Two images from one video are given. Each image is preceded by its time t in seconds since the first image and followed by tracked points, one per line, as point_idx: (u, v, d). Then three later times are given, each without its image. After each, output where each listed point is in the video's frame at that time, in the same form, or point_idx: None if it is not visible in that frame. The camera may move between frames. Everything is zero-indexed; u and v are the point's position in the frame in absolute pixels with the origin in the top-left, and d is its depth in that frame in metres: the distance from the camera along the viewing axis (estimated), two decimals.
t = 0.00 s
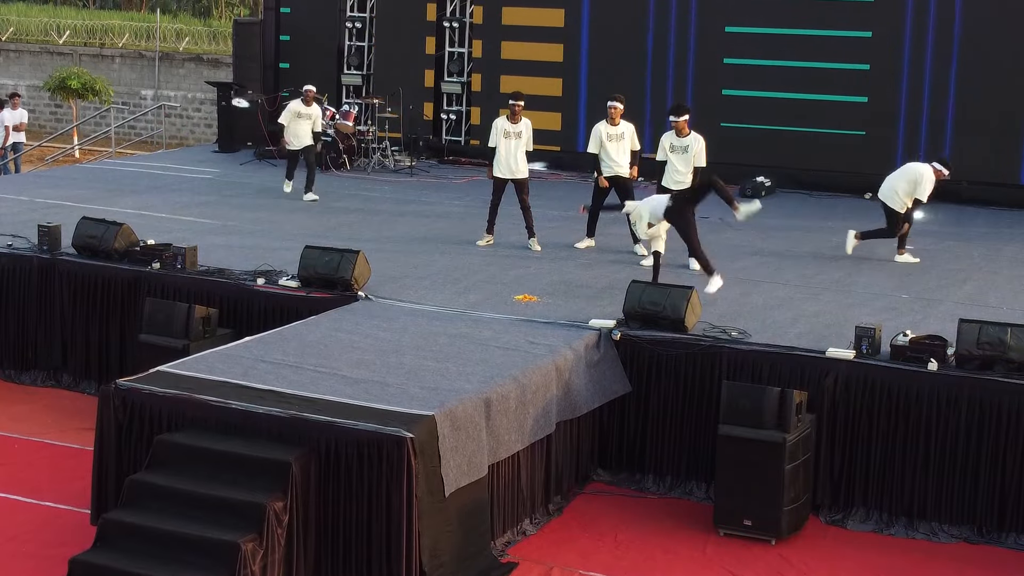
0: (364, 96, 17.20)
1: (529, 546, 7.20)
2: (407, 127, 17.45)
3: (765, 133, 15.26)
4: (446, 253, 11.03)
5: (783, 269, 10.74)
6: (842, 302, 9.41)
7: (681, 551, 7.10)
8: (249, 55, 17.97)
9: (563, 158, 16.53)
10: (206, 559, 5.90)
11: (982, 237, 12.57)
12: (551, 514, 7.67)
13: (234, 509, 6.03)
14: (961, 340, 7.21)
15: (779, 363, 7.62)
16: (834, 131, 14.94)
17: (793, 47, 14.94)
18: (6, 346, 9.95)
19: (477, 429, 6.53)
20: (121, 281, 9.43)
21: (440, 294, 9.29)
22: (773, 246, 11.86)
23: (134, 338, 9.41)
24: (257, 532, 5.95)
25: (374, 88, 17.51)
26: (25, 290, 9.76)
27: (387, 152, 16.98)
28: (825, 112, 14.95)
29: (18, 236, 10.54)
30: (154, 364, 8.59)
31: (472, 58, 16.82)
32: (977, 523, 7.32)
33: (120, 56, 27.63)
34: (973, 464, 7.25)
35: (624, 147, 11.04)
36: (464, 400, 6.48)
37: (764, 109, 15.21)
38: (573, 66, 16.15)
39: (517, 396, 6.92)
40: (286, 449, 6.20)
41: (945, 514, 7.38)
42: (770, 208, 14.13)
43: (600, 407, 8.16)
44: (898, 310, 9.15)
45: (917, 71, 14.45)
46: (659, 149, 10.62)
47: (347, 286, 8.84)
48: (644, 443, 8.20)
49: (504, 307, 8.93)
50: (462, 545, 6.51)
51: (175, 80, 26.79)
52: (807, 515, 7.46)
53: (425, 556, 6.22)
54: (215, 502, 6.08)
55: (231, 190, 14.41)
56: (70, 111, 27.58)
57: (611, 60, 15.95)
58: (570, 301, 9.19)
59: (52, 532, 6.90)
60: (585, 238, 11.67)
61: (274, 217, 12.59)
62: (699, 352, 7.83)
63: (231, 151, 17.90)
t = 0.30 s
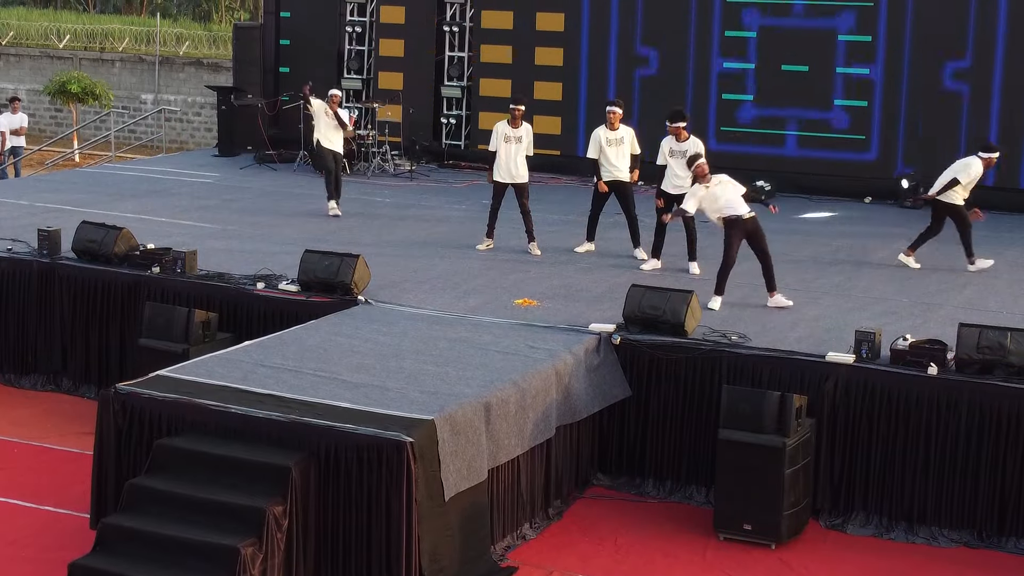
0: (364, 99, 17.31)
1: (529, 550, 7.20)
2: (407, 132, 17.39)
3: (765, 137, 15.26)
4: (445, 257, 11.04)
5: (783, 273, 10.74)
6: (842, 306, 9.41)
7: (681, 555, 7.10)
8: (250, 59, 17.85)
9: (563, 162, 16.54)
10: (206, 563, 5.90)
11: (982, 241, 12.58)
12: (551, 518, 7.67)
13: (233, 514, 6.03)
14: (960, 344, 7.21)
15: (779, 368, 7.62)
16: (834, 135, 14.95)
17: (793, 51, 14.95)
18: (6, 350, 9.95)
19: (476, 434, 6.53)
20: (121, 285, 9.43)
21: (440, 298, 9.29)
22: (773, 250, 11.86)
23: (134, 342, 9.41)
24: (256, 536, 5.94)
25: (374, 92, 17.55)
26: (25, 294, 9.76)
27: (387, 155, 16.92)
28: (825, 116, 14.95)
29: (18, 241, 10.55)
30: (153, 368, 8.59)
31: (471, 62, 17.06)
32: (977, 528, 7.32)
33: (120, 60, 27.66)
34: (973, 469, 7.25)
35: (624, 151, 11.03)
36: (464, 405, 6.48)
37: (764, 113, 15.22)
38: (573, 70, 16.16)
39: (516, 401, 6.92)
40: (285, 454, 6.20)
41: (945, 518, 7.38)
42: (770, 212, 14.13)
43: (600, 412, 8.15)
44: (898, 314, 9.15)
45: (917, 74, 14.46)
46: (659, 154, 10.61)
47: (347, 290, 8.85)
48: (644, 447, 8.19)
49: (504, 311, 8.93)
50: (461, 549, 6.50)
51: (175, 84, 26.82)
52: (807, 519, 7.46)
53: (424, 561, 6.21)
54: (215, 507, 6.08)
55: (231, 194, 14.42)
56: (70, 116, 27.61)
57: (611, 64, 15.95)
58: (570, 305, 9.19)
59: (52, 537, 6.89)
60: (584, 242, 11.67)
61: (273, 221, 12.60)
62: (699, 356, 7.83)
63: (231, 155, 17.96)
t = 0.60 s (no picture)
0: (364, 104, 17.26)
1: (529, 554, 7.20)
2: (404, 132, 17.34)
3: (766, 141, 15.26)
4: (446, 261, 11.04)
5: (783, 277, 10.74)
6: (842, 310, 9.41)
7: (681, 559, 7.09)
8: (248, 63, 17.98)
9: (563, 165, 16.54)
10: (206, 567, 5.90)
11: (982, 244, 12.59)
12: (551, 522, 7.67)
13: (233, 518, 6.02)
14: (960, 348, 7.21)
15: (779, 372, 7.61)
16: (834, 138, 14.95)
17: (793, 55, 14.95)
18: (6, 354, 9.95)
19: (476, 438, 6.53)
20: (121, 289, 9.43)
21: (440, 302, 9.29)
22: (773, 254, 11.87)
23: (134, 346, 9.41)
24: (256, 540, 5.94)
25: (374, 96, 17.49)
26: (25, 298, 9.76)
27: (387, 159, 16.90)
28: (825, 119, 14.95)
29: (18, 244, 10.55)
30: (154, 372, 8.60)
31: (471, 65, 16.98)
32: (977, 532, 7.31)
33: (120, 64, 27.69)
34: (974, 472, 7.24)
35: (623, 155, 11.02)
36: (464, 408, 6.48)
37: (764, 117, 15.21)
38: (573, 74, 16.16)
39: (516, 404, 6.92)
40: (285, 457, 6.20)
41: (945, 522, 7.37)
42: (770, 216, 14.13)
43: (600, 415, 8.15)
44: (898, 318, 9.15)
45: (917, 78, 14.46)
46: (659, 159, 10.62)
47: (347, 293, 8.84)
48: (644, 451, 8.19)
49: (504, 315, 8.93)
50: (461, 553, 6.50)
51: (175, 88, 26.85)
52: (807, 523, 7.45)
53: (424, 564, 6.20)
54: (215, 511, 6.08)
55: (232, 197, 14.43)
56: (70, 119, 27.62)
57: (612, 67, 15.95)
58: (570, 309, 9.19)
59: (52, 540, 6.89)
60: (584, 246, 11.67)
61: (274, 224, 12.60)
62: (699, 360, 7.83)
63: (231, 159, 17.98)
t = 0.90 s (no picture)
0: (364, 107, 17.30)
1: (529, 558, 7.19)
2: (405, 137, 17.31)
3: (766, 145, 15.26)
4: (446, 265, 11.05)
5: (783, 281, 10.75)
6: (842, 314, 9.41)
7: (681, 562, 7.09)
8: (249, 67, 17.91)
9: (563, 169, 16.55)
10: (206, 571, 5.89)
11: (981, 248, 12.60)
12: (551, 526, 7.66)
13: (233, 521, 6.02)
14: (960, 352, 7.22)
15: (779, 375, 7.61)
16: (834, 142, 14.94)
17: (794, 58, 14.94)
18: (6, 357, 9.95)
19: (476, 441, 6.52)
20: (121, 292, 9.43)
21: (439, 306, 9.30)
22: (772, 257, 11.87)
23: (133, 349, 9.41)
24: (256, 543, 5.94)
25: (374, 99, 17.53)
26: (25, 301, 9.77)
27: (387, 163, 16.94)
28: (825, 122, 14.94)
29: (18, 248, 10.54)
30: (154, 375, 8.59)
31: (472, 69, 17.01)
32: (977, 535, 7.31)
33: (120, 67, 27.72)
34: (974, 477, 7.24)
35: (623, 159, 11.03)
36: (463, 412, 6.48)
37: (764, 120, 15.21)
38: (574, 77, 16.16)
39: (516, 408, 6.91)
40: (285, 461, 6.19)
41: (945, 526, 7.37)
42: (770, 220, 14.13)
43: (600, 419, 8.15)
44: (898, 322, 9.15)
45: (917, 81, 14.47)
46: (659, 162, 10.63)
47: (347, 297, 8.84)
48: (644, 455, 8.18)
49: (503, 318, 8.93)
50: (461, 557, 6.49)
51: (175, 92, 26.88)
52: (807, 527, 7.45)
53: (424, 568, 6.20)
54: (215, 515, 6.08)
55: (232, 201, 14.44)
56: (71, 123, 27.64)
57: (612, 72, 15.95)
58: (570, 312, 9.20)
59: (52, 544, 6.89)
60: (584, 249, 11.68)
61: (274, 228, 12.61)
62: (699, 364, 7.83)
63: (231, 162, 17.90)
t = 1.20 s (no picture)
0: (364, 111, 17.28)
1: (529, 561, 7.19)
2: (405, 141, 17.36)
3: (766, 148, 15.27)
4: (445, 268, 11.05)
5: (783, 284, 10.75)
6: (842, 317, 9.41)
7: (681, 566, 7.08)
8: (249, 71, 17.75)
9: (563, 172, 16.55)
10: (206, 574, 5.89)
11: (981, 252, 12.60)
12: (551, 530, 7.66)
13: (233, 525, 6.02)
14: (960, 355, 7.21)
15: (779, 379, 7.61)
16: (834, 145, 14.94)
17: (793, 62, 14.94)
18: (6, 361, 9.95)
19: (476, 445, 6.52)
20: (120, 296, 9.44)
21: (439, 309, 9.30)
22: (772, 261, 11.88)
23: (133, 353, 9.41)
24: (255, 547, 5.94)
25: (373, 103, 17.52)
26: (25, 305, 9.77)
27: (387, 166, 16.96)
28: (824, 125, 14.92)
29: (17, 252, 10.54)
30: (153, 379, 8.59)
31: (472, 72, 17.05)
32: (977, 539, 7.30)
33: (121, 71, 27.71)
34: (973, 480, 7.24)
35: (622, 162, 11.04)
36: (463, 416, 6.47)
37: (764, 124, 15.21)
38: (573, 80, 16.15)
39: (516, 412, 6.91)
40: (285, 465, 6.19)
41: (945, 530, 7.37)
42: (770, 223, 14.14)
43: (600, 423, 8.15)
44: (898, 326, 9.15)
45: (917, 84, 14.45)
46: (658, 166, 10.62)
47: (347, 301, 8.86)
48: (643, 458, 8.18)
49: (503, 322, 8.93)
50: (460, 561, 6.49)
51: (175, 95, 26.89)
52: (807, 531, 7.44)
53: (424, 572, 6.19)
54: (215, 518, 6.08)
55: (232, 204, 14.43)
56: (71, 126, 27.64)
57: (611, 75, 15.95)
58: (570, 316, 9.19)
59: (51, 548, 6.88)
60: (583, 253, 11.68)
61: (273, 231, 12.61)
62: (699, 368, 7.83)
63: (230, 167, 17.78)
